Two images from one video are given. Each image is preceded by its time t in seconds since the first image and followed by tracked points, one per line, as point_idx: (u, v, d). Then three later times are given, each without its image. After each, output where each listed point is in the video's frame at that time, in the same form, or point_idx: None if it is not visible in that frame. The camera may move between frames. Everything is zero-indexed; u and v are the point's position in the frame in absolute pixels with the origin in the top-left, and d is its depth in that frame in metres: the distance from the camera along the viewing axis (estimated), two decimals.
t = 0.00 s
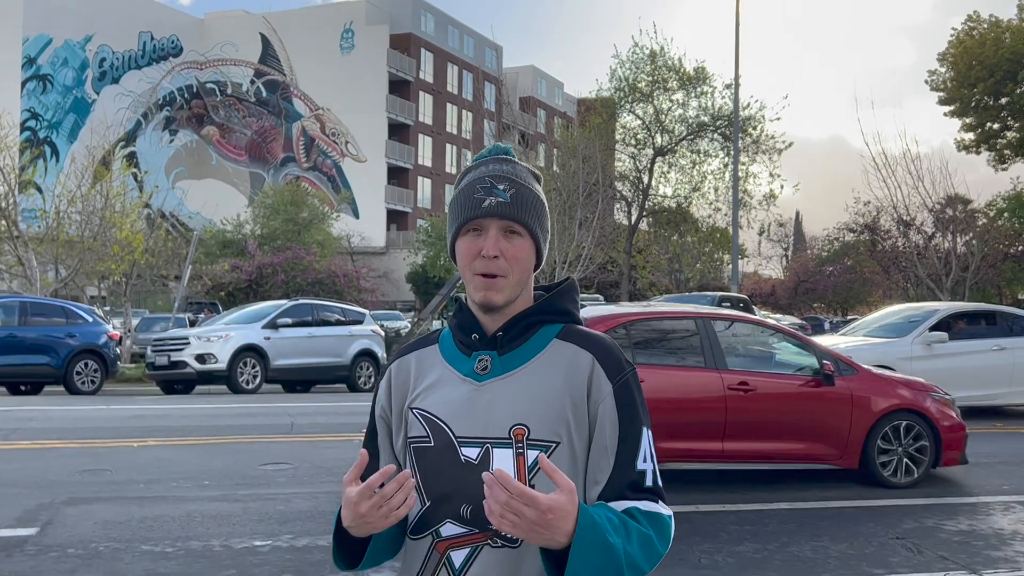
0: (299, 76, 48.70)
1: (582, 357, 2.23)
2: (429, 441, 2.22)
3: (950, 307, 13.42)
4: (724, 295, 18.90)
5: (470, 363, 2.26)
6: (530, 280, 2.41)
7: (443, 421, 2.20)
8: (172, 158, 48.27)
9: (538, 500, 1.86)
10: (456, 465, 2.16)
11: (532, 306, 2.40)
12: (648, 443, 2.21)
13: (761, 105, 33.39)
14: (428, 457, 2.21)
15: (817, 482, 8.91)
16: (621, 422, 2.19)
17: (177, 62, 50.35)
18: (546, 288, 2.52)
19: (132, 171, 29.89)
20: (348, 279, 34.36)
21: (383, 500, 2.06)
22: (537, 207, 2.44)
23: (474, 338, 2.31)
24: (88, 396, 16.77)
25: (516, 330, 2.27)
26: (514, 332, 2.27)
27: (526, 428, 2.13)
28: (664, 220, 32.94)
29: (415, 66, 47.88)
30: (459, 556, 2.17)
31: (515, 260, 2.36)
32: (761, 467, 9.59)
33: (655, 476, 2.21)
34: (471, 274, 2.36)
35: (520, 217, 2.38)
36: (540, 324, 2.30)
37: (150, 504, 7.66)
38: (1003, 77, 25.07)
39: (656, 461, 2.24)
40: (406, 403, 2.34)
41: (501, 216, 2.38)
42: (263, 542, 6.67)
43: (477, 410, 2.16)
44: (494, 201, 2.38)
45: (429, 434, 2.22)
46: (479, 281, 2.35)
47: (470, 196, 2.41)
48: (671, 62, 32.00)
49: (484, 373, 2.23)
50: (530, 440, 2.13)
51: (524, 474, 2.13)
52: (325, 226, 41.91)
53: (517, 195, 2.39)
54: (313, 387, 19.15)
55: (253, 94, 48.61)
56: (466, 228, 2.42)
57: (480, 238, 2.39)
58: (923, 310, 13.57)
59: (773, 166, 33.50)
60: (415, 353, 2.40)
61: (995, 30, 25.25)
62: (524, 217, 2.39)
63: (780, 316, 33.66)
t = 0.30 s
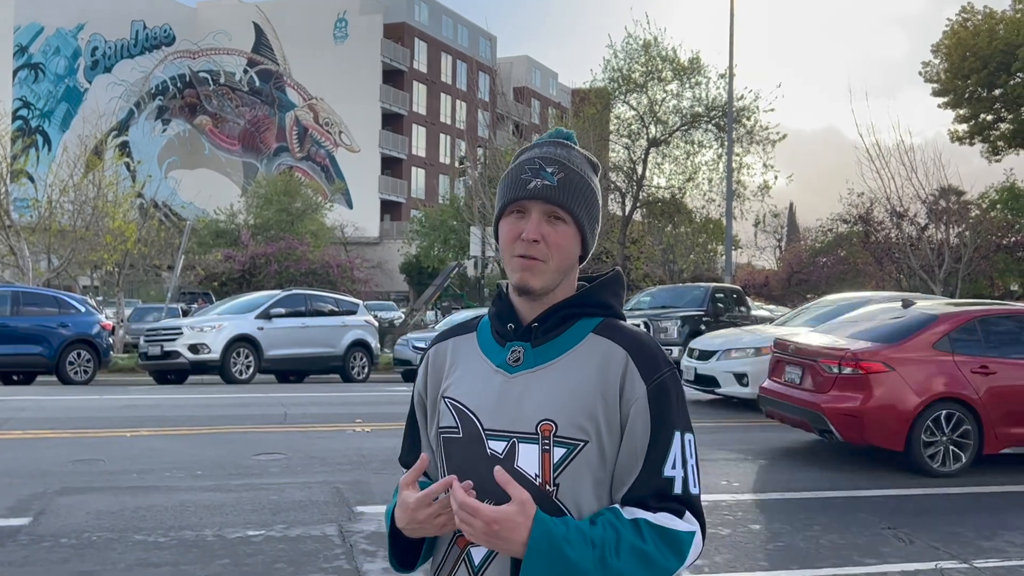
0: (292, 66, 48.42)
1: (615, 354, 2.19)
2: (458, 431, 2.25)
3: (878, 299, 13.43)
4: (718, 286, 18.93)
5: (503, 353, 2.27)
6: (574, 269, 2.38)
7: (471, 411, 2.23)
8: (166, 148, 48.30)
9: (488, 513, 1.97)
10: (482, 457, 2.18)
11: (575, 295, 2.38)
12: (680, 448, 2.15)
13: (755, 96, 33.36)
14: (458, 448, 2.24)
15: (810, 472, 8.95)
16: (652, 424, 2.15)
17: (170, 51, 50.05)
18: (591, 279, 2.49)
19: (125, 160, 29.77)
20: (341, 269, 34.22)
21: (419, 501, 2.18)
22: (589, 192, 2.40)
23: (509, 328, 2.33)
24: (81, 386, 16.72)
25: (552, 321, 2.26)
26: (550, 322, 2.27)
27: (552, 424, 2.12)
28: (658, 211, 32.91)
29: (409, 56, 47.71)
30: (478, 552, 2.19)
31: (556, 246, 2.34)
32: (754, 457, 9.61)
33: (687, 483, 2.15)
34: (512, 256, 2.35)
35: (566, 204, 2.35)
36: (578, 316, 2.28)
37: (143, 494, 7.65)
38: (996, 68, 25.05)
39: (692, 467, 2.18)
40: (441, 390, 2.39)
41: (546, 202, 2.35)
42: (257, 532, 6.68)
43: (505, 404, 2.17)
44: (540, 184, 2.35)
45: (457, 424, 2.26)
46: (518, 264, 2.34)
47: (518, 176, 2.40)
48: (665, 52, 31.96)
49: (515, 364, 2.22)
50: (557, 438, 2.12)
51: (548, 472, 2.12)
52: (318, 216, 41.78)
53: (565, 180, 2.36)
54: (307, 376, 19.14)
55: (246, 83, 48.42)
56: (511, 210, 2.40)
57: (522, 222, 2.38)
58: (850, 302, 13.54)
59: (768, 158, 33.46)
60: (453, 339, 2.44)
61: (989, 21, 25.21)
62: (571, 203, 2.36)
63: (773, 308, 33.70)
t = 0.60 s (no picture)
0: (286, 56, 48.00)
1: (661, 360, 2.08)
2: (497, 426, 2.18)
3: (817, 292, 13.16)
4: (712, 278, 18.96)
5: (547, 348, 2.18)
6: (628, 264, 2.26)
7: (510, 405, 2.16)
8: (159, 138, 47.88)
9: (525, 528, 1.87)
10: (519, 457, 2.10)
11: (627, 291, 2.26)
12: (731, 462, 2.02)
13: (750, 87, 33.42)
14: (496, 444, 2.17)
15: (804, 463, 8.96)
16: (700, 434, 2.03)
17: (163, 42, 49.29)
18: (648, 275, 2.36)
19: (118, 151, 29.71)
20: (335, 260, 34.09)
21: (462, 500, 2.16)
22: (650, 183, 2.27)
23: (555, 321, 2.22)
24: (73, 377, 16.70)
25: (599, 318, 2.15)
26: (597, 319, 2.16)
27: (592, 427, 2.03)
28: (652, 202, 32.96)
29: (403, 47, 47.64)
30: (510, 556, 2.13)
31: (610, 240, 2.22)
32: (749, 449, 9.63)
33: (737, 499, 2.02)
34: (562, 248, 2.24)
35: (623, 195, 2.22)
36: (628, 316, 2.16)
37: (136, 485, 7.65)
38: (990, 60, 25.05)
39: (744, 482, 2.04)
40: (483, 381, 2.32)
41: (602, 192, 2.22)
42: (249, 524, 6.67)
43: (544, 401, 2.09)
44: (598, 173, 2.22)
45: (497, 418, 2.19)
46: (568, 257, 2.22)
47: (573, 164, 2.27)
48: (660, 43, 32.00)
49: (558, 361, 2.14)
50: (595, 442, 2.03)
51: (584, 479, 2.03)
52: (312, 207, 41.74)
53: (624, 170, 2.23)
54: (301, 367, 19.15)
55: (239, 73, 47.83)
56: (565, 197, 2.28)
57: (576, 212, 2.26)
58: (790, 296, 13.22)
59: (762, 149, 33.52)
60: (500, 327, 2.36)
61: (983, 14, 25.20)
62: (629, 195, 2.22)
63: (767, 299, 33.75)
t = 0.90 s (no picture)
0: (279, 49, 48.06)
1: (691, 364, 2.04)
2: (523, 421, 2.17)
3: (761, 283, 12.97)
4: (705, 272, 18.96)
5: (575, 344, 2.16)
6: (660, 257, 2.22)
7: (537, 402, 2.14)
8: (153, 130, 47.30)
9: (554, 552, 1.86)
10: (544, 457, 2.09)
11: (659, 286, 2.23)
12: (767, 473, 1.98)
13: (745, 81, 33.42)
14: (523, 441, 2.15)
15: (798, 456, 8.98)
16: (733, 443, 1.99)
17: (158, 33, 49.07)
18: (683, 266, 2.31)
19: (111, 143, 29.59)
20: (329, 253, 33.95)
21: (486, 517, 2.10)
22: (684, 174, 2.22)
23: (583, 316, 2.20)
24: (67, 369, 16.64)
25: (628, 317, 2.13)
26: (625, 317, 2.13)
27: (618, 433, 2.01)
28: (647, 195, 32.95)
29: (398, 39, 47.62)
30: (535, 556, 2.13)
31: (640, 235, 2.18)
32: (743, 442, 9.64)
33: (775, 512, 1.97)
34: (589, 242, 2.21)
35: (654, 188, 2.17)
36: (660, 315, 2.13)
37: (129, 477, 7.63)
38: (985, 54, 25.05)
39: (782, 493, 2.00)
40: (509, 370, 2.30)
41: (634, 185, 2.18)
42: (244, 516, 6.66)
43: (571, 401, 2.07)
44: (628, 165, 2.18)
45: (524, 413, 2.17)
46: (597, 254, 2.20)
47: (603, 154, 2.23)
48: (656, 36, 32.02)
49: (585, 358, 2.12)
50: (622, 449, 2.00)
51: (609, 485, 2.02)
52: (307, 200, 41.66)
53: (656, 162, 2.18)
54: (295, 360, 19.14)
55: (233, 66, 47.30)
56: (594, 189, 2.25)
57: (604, 205, 2.23)
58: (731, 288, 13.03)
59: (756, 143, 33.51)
60: (530, 311, 2.33)
61: (979, 7, 25.22)
62: (660, 187, 2.18)
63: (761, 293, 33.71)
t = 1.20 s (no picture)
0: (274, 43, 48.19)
1: (692, 360, 2.04)
2: (521, 418, 2.15)
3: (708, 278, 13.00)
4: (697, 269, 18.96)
5: (573, 340, 2.15)
6: (658, 253, 2.21)
7: (535, 398, 2.13)
8: (147, 125, 47.11)
9: (560, 553, 1.87)
10: (542, 454, 2.07)
11: (657, 283, 2.22)
12: (766, 470, 2.00)
13: (740, 77, 33.42)
14: (520, 436, 2.13)
15: (793, 452, 8.99)
16: (734, 439, 2.00)
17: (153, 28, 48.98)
18: (681, 263, 2.31)
19: (106, 137, 29.49)
20: (324, 249, 33.84)
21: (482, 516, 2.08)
22: (682, 169, 2.21)
23: (582, 312, 2.19)
24: (61, 364, 16.60)
25: (627, 314, 2.12)
26: (624, 313, 2.13)
27: (618, 429, 2.00)
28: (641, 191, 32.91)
29: (393, 34, 47.61)
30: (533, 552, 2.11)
31: (638, 231, 2.17)
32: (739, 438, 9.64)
33: (772, 508, 2.00)
34: (587, 239, 2.20)
35: (651, 184, 2.17)
36: (658, 311, 2.13)
37: (123, 472, 7.62)
38: (980, 50, 25.06)
39: (778, 491, 2.02)
40: (506, 365, 2.28)
41: (631, 181, 2.17)
42: (238, 511, 6.66)
43: (571, 398, 2.06)
44: (625, 162, 2.17)
45: (521, 409, 2.15)
46: (595, 250, 2.18)
47: (599, 150, 2.22)
48: (652, 32, 32.05)
49: (585, 354, 2.10)
50: (622, 446, 2.00)
51: (608, 482, 2.01)
52: (301, 195, 41.56)
53: (652, 158, 2.17)
54: (290, 355, 19.11)
55: (228, 60, 47.37)
56: (591, 185, 2.24)
57: (601, 201, 2.22)
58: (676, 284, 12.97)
59: (752, 139, 33.48)
60: (527, 307, 2.31)
61: (973, 3, 25.24)
62: (658, 184, 2.17)
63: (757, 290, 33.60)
